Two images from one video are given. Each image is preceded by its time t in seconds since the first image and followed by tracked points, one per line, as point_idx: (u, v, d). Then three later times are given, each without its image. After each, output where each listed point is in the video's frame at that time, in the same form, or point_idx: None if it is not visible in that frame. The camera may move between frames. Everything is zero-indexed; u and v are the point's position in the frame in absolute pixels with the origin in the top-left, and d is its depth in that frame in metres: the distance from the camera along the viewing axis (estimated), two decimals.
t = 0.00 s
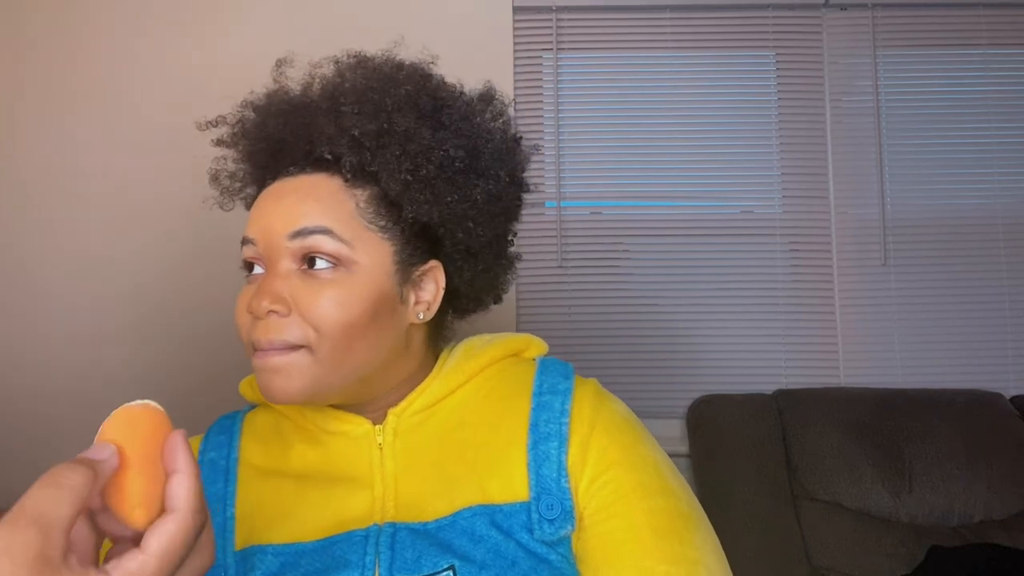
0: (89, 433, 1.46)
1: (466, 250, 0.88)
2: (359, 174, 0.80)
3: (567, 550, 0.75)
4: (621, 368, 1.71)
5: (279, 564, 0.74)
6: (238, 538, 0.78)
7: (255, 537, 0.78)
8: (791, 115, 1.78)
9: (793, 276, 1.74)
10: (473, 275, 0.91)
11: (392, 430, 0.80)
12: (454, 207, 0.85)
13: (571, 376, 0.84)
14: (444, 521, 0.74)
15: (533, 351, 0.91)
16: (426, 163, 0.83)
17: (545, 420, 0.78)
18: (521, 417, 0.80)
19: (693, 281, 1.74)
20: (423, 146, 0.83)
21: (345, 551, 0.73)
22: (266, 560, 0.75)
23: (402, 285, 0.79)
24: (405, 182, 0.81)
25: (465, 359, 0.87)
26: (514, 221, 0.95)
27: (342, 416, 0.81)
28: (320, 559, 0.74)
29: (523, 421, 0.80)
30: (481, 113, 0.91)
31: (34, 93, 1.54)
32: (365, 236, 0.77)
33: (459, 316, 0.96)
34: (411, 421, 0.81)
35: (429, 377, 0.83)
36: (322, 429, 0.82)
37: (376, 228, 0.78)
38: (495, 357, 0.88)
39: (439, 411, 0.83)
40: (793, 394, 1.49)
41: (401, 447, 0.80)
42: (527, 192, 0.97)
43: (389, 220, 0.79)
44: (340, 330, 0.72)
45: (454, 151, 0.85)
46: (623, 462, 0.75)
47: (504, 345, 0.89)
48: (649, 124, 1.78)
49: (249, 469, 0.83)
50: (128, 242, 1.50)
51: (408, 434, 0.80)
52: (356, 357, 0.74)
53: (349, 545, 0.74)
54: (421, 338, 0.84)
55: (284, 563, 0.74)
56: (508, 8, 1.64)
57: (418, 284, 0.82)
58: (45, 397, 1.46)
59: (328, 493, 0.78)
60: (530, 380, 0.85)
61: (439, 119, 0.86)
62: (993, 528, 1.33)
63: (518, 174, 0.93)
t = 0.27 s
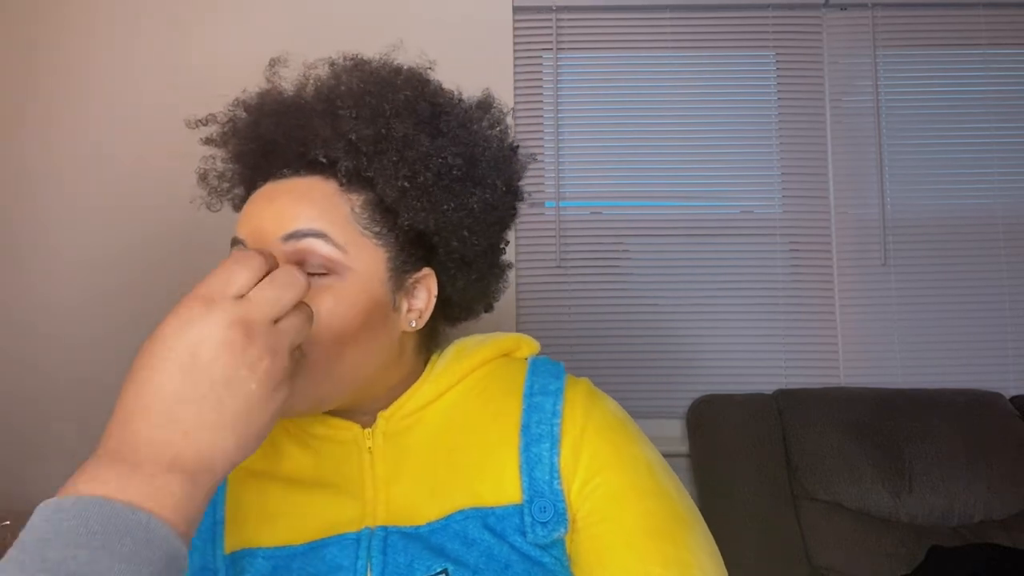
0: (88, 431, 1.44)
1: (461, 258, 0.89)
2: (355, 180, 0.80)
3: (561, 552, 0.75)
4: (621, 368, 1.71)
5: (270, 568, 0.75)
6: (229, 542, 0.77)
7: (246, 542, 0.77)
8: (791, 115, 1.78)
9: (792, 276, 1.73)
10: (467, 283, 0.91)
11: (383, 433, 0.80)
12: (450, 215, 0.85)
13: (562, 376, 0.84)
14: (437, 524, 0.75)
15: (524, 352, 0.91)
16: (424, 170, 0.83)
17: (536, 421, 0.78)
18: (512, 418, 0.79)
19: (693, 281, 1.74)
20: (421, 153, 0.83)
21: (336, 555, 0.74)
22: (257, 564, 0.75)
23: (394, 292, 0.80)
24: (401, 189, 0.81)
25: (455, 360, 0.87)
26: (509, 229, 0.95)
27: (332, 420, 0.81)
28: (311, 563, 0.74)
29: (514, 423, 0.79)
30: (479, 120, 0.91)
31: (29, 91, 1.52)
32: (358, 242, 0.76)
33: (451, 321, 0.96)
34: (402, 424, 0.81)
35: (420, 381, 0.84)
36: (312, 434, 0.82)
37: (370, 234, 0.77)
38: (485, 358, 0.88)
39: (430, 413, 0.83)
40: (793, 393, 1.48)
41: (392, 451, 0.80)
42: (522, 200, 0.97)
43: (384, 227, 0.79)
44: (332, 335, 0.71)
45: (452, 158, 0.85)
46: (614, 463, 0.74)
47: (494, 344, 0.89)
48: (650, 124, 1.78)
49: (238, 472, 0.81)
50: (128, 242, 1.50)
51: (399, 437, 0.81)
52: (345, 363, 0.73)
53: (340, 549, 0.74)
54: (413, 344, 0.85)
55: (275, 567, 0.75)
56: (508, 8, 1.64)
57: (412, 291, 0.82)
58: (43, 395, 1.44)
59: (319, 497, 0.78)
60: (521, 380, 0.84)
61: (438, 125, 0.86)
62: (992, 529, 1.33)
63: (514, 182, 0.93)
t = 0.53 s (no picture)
0: (89, 430, 1.44)
1: (461, 254, 0.88)
2: (356, 175, 0.80)
3: (562, 556, 0.75)
4: (621, 368, 1.71)
5: (272, 569, 0.75)
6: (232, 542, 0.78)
7: (250, 542, 0.78)
8: (791, 115, 1.78)
9: (792, 276, 1.73)
10: (467, 280, 0.91)
11: (385, 435, 0.80)
12: (450, 211, 0.84)
13: (564, 379, 0.83)
14: (438, 527, 0.75)
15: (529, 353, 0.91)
16: (424, 164, 0.82)
17: (538, 425, 0.78)
18: (513, 421, 0.79)
19: (693, 280, 1.74)
20: (421, 148, 0.82)
21: (338, 556, 0.74)
22: (259, 565, 0.76)
23: (394, 288, 0.79)
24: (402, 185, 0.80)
25: (458, 361, 0.87)
26: (511, 226, 0.95)
27: (335, 421, 0.81)
28: (315, 565, 0.74)
29: (515, 425, 0.79)
30: (479, 117, 0.91)
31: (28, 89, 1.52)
32: (358, 236, 0.77)
33: (452, 318, 0.96)
34: (404, 426, 0.81)
35: (422, 382, 0.84)
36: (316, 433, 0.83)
37: (370, 229, 0.77)
38: (490, 358, 0.87)
39: (432, 415, 0.83)
40: (793, 393, 1.48)
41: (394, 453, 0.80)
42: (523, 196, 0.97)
43: (384, 222, 0.79)
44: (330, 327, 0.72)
45: (452, 153, 0.84)
46: (616, 467, 0.74)
47: (499, 345, 0.89)
48: (650, 124, 1.78)
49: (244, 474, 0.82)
50: (128, 241, 1.50)
51: (401, 440, 0.81)
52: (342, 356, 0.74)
53: (342, 551, 0.74)
54: (416, 342, 0.86)
55: (277, 568, 0.75)
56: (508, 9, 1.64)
57: (412, 287, 0.82)
58: (44, 394, 1.44)
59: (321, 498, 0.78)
60: (524, 382, 0.84)
61: (439, 121, 0.86)
62: (993, 529, 1.33)
63: (516, 180, 0.93)
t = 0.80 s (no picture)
0: (88, 430, 1.43)
1: (468, 250, 0.88)
2: (363, 171, 0.79)
3: (565, 554, 0.75)
4: (621, 368, 1.71)
5: (271, 567, 0.76)
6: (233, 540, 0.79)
7: (252, 539, 0.78)
8: (791, 115, 1.77)
9: (792, 276, 1.73)
10: (472, 276, 0.91)
11: (388, 433, 0.81)
12: (457, 206, 0.84)
13: (569, 375, 0.83)
14: (441, 522, 0.75)
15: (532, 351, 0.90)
16: (431, 160, 0.82)
17: (542, 421, 0.77)
18: (518, 417, 0.79)
19: (692, 280, 1.73)
20: (428, 144, 0.83)
21: (338, 555, 0.73)
22: (258, 563, 0.76)
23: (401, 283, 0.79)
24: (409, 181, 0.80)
25: (462, 357, 0.86)
26: (515, 223, 0.95)
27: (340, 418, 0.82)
28: (315, 563, 0.74)
29: (520, 421, 0.78)
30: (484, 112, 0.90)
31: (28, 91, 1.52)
32: (367, 232, 0.76)
33: (457, 315, 0.96)
34: (408, 424, 0.82)
35: (426, 379, 0.84)
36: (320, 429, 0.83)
37: (377, 225, 0.77)
38: (494, 354, 0.87)
39: (436, 412, 0.83)
40: (793, 394, 1.48)
41: (397, 450, 0.80)
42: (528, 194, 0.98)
43: (392, 218, 0.79)
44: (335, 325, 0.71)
45: (457, 149, 0.84)
46: (621, 465, 0.73)
47: (506, 341, 0.88)
48: (650, 123, 1.78)
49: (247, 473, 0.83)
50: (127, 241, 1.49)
51: (404, 437, 0.81)
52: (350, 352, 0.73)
53: (343, 549, 0.74)
54: (422, 335, 0.85)
55: (276, 566, 0.75)
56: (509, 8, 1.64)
57: (418, 282, 0.81)
58: (42, 394, 1.44)
59: (323, 494, 0.78)
60: (528, 378, 0.84)
61: (444, 117, 0.86)
62: (993, 529, 1.32)
63: (519, 176, 0.93)
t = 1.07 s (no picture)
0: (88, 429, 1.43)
1: (499, 249, 0.94)
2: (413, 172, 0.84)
3: (570, 555, 0.75)
4: (621, 368, 1.71)
5: (276, 566, 0.74)
6: (237, 539, 0.76)
7: (257, 538, 0.76)
8: (791, 115, 1.77)
9: (792, 276, 1.73)
10: (493, 276, 0.96)
11: (398, 430, 0.81)
12: (495, 210, 0.91)
13: (575, 378, 0.84)
14: (447, 522, 0.75)
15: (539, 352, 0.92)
16: (479, 168, 0.89)
17: (549, 422, 0.79)
18: (525, 419, 0.80)
19: (692, 279, 1.73)
20: (471, 152, 0.88)
21: (343, 555, 0.73)
22: (264, 563, 0.74)
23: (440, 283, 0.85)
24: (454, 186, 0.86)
25: (470, 358, 0.87)
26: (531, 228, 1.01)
27: (352, 412, 0.82)
28: (321, 563, 0.73)
29: (527, 423, 0.80)
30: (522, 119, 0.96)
31: (24, 86, 1.51)
32: (415, 229, 0.82)
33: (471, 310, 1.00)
34: (418, 422, 0.82)
35: (437, 378, 0.85)
36: (329, 426, 0.83)
37: (426, 226, 0.83)
38: (503, 356, 0.88)
39: (444, 412, 0.83)
40: (793, 393, 1.48)
41: (407, 449, 0.80)
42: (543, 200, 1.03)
43: (436, 221, 0.85)
44: (391, 318, 0.77)
45: (502, 158, 0.91)
46: (626, 466, 0.74)
47: (514, 343, 0.90)
48: (650, 123, 1.78)
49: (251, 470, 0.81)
50: (126, 238, 1.48)
51: (414, 435, 0.81)
52: (402, 343, 0.78)
53: (348, 549, 0.73)
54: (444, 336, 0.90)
55: (282, 565, 0.74)
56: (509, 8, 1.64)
57: (450, 281, 0.88)
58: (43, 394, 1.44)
59: (331, 492, 0.78)
60: (535, 381, 0.85)
61: (491, 126, 0.92)
62: (993, 529, 1.32)
63: (547, 182, 1.00)
